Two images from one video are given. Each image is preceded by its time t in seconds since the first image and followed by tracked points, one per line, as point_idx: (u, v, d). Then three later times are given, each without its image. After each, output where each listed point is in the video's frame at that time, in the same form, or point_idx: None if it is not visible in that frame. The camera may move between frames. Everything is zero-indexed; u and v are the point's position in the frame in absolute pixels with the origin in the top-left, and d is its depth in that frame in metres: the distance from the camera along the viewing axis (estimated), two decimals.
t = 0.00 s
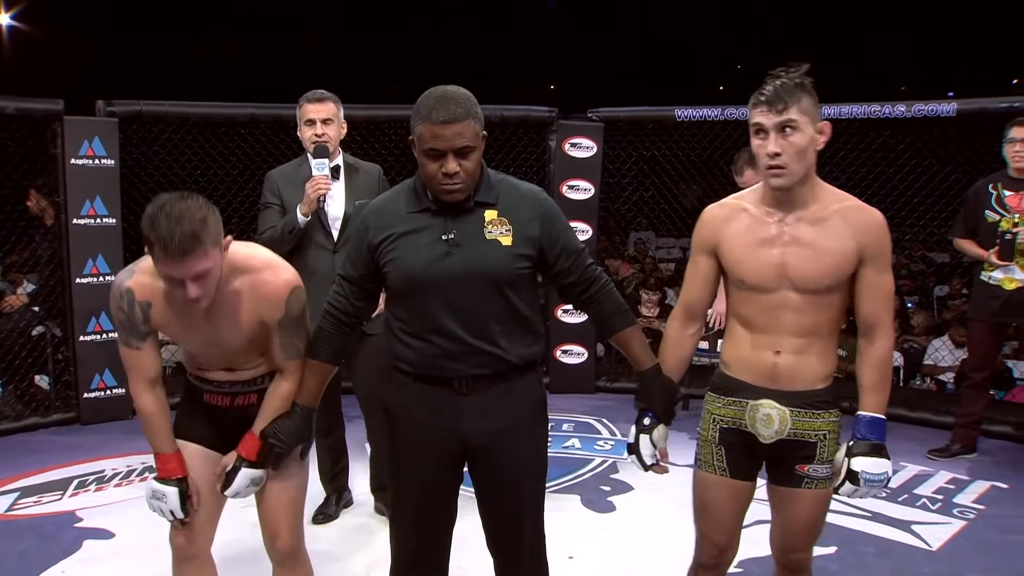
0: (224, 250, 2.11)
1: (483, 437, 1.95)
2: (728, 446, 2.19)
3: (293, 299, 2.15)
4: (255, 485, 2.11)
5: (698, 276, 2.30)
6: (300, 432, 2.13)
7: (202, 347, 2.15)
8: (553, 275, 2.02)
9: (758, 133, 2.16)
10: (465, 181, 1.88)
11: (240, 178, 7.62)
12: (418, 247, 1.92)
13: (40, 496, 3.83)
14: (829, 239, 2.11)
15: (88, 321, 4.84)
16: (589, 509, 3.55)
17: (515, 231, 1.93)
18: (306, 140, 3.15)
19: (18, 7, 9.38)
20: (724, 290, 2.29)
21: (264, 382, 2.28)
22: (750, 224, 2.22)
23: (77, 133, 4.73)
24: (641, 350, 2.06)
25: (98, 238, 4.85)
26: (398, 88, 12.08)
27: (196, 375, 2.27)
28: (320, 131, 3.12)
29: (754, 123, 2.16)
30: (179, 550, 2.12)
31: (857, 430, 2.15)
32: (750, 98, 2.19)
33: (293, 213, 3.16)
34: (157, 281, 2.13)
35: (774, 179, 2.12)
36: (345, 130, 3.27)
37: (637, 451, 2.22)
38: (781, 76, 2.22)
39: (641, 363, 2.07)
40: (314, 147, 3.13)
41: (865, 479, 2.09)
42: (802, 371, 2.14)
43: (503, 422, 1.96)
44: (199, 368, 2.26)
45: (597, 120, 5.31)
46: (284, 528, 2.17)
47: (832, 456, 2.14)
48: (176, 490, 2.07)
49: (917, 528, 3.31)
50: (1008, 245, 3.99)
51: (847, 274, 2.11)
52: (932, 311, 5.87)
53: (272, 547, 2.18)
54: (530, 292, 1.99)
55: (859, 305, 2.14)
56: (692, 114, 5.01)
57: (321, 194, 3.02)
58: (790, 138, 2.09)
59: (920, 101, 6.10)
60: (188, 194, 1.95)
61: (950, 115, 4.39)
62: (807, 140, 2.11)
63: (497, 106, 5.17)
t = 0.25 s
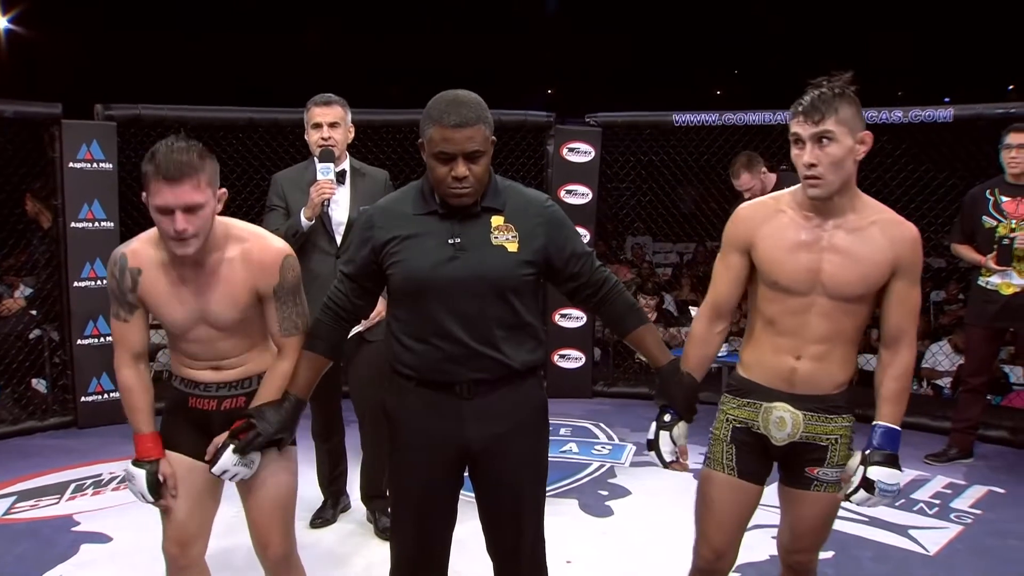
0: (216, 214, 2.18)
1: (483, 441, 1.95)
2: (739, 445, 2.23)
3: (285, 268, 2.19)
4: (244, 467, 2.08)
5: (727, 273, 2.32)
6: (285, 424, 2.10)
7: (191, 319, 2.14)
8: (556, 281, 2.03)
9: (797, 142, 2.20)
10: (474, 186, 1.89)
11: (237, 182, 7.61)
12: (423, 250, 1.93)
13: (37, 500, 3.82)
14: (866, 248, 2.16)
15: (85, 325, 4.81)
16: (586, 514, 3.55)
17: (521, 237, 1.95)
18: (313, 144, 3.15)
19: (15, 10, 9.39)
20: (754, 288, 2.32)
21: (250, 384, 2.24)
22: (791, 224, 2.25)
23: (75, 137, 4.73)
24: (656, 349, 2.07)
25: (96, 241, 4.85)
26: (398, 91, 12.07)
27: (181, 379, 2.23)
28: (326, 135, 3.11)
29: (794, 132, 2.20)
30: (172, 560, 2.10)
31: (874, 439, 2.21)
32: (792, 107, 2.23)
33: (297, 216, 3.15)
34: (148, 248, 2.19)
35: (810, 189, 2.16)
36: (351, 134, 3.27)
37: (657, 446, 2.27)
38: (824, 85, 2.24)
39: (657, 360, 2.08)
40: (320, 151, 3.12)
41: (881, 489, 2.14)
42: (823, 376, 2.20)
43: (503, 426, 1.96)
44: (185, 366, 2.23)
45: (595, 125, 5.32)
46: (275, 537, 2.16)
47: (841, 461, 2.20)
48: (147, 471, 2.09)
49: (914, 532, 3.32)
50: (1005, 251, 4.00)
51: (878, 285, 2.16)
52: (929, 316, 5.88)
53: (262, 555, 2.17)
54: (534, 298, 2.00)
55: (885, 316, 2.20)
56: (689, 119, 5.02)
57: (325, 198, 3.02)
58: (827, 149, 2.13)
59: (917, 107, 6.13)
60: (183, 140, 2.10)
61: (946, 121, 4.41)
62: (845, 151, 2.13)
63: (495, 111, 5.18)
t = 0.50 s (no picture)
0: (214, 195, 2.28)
1: (496, 443, 1.96)
2: (759, 442, 2.24)
3: (281, 249, 2.25)
4: (250, 452, 2.07)
5: (752, 272, 2.32)
6: (287, 402, 2.11)
7: (181, 296, 2.17)
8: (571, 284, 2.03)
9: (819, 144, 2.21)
10: (494, 186, 1.89)
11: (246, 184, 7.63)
12: (441, 249, 1.94)
13: (49, 501, 3.84)
14: (892, 249, 2.18)
15: (96, 327, 4.85)
16: (597, 514, 3.55)
17: (538, 239, 1.95)
18: (339, 142, 3.17)
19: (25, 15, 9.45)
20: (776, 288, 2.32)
21: (239, 390, 2.20)
22: (816, 225, 2.26)
23: (85, 140, 4.75)
24: (677, 346, 2.08)
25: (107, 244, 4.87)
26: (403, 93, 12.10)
27: (170, 385, 2.20)
28: (352, 133, 3.13)
29: (816, 133, 2.22)
30: (181, 564, 2.12)
31: (921, 443, 2.25)
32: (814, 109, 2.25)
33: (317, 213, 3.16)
34: (147, 230, 2.28)
35: (832, 190, 2.17)
36: (378, 133, 3.28)
37: (682, 449, 2.24)
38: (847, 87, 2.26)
39: (681, 358, 2.08)
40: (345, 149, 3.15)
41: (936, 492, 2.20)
42: (844, 374, 2.21)
43: (517, 428, 1.97)
44: (174, 369, 2.20)
45: (604, 126, 5.33)
46: (274, 543, 2.18)
47: (862, 461, 2.21)
48: (119, 453, 2.16)
49: (926, 533, 3.31)
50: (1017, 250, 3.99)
51: (904, 285, 2.19)
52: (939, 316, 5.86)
53: (263, 560, 2.20)
54: (549, 300, 2.01)
55: (918, 317, 2.23)
56: (698, 120, 5.02)
57: (345, 196, 3.01)
58: (848, 150, 2.14)
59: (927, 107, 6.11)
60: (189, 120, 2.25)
61: (956, 120, 4.40)
62: (868, 152, 2.14)
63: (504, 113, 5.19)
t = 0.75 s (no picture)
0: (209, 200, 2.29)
1: (509, 446, 1.96)
2: (772, 449, 2.23)
3: (277, 250, 2.26)
4: (254, 456, 2.07)
5: (755, 280, 2.31)
6: (281, 400, 2.10)
7: (177, 296, 2.16)
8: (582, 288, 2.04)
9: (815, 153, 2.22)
10: (506, 189, 1.90)
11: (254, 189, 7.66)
12: (452, 253, 1.94)
13: (59, 506, 3.85)
14: (893, 252, 2.19)
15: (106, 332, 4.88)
16: (605, 518, 3.55)
17: (549, 242, 1.95)
18: (356, 146, 3.19)
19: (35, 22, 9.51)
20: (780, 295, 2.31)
21: (232, 399, 2.18)
22: (816, 232, 2.25)
23: (94, 146, 4.78)
24: (686, 356, 2.09)
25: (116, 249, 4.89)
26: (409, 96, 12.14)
27: (163, 394, 2.18)
28: (370, 136, 3.14)
29: (811, 142, 2.22)
30: (189, 566, 2.15)
31: (938, 444, 2.28)
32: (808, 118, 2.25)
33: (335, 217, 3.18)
34: (144, 236, 2.29)
35: (831, 199, 2.17)
36: (397, 137, 3.29)
37: (689, 458, 2.24)
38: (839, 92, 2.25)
39: (688, 367, 2.08)
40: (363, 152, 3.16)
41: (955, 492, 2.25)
42: (849, 379, 2.20)
43: (530, 432, 1.97)
44: (168, 374, 2.18)
45: (611, 129, 5.33)
46: (274, 554, 2.18)
47: (872, 462, 2.22)
48: (92, 466, 2.16)
49: (936, 536, 3.29)
50: None
51: (907, 288, 2.19)
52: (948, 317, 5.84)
53: (263, 569, 2.20)
54: (559, 304, 2.01)
55: (923, 318, 2.24)
56: (705, 123, 5.03)
57: (364, 200, 3.03)
58: (844, 158, 2.14)
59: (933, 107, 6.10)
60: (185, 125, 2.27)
61: (964, 121, 4.39)
62: (863, 159, 2.15)
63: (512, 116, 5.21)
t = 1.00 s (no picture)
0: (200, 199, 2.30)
1: (516, 444, 1.97)
2: (756, 453, 2.23)
3: (271, 248, 2.27)
4: (258, 453, 2.08)
5: (735, 286, 2.31)
6: (282, 397, 2.11)
7: (174, 294, 2.17)
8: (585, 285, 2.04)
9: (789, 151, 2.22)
10: (516, 182, 1.91)
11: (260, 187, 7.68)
12: (457, 251, 1.95)
13: (64, 503, 3.87)
14: (872, 247, 2.19)
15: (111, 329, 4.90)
16: (609, 516, 3.55)
17: (553, 239, 1.96)
18: (371, 144, 3.19)
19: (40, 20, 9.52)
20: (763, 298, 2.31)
21: (228, 397, 2.19)
22: (792, 232, 2.26)
23: (99, 145, 4.80)
24: (671, 360, 2.07)
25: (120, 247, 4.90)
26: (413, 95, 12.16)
27: (160, 395, 2.18)
28: (384, 135, 3.15)
29: (785, 140, 2.23)
30: (191, 562, 2.17)
31: (904, 434, 2.28)
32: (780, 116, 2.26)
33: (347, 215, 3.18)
34: (137, 239, 2.29)
35: (806, 195, 2.18)
36: (411, 135, 3.29)
37: (675, 464, 2.24)
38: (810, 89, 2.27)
39: (672, 373, 2.08)
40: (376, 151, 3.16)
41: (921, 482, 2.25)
42: (840, 379, 2.19)
43: (535, 428, 1.97)
44: (165, 374, 2.18)
45: (615, 127, 5.33)
46: (275, 551, 2.19)
47: (864, 464, 2.20)
48: (92, 467, 2.15)
49: (939, 534, 3.29)
50: None
51: (888, 281, 2.19)
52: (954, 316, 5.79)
53: (264, 568, 2.21)
54: (563, 300, 2.01)
55: (895, 311, 2.25)
56: (709, 121, 5.02)
57: (375, 200, 3.02)
58: (818, 154, 2.15)
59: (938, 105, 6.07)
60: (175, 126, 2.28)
61: (969, 119, 4.37)
62: (836, 154, 2.15)
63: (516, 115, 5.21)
